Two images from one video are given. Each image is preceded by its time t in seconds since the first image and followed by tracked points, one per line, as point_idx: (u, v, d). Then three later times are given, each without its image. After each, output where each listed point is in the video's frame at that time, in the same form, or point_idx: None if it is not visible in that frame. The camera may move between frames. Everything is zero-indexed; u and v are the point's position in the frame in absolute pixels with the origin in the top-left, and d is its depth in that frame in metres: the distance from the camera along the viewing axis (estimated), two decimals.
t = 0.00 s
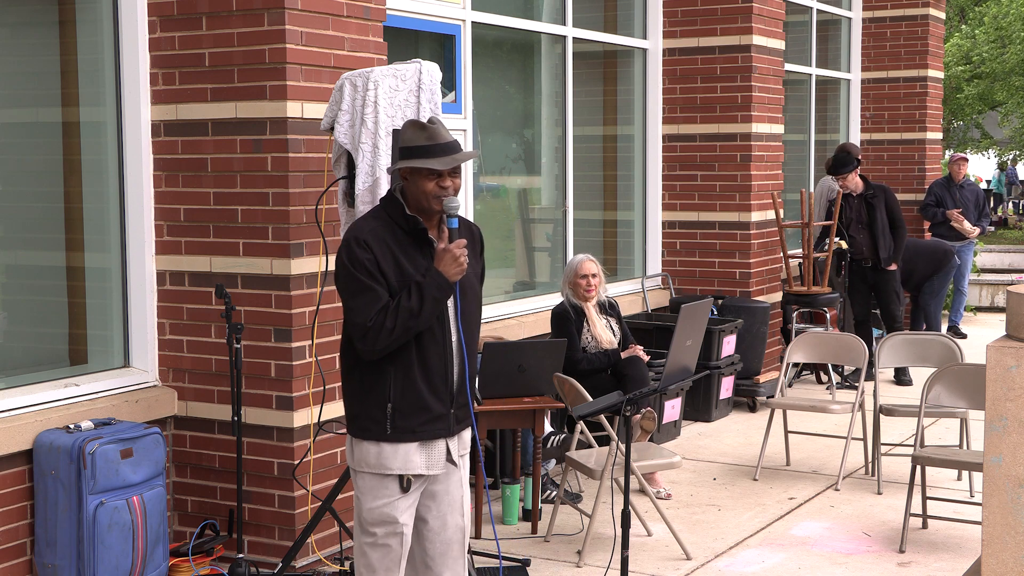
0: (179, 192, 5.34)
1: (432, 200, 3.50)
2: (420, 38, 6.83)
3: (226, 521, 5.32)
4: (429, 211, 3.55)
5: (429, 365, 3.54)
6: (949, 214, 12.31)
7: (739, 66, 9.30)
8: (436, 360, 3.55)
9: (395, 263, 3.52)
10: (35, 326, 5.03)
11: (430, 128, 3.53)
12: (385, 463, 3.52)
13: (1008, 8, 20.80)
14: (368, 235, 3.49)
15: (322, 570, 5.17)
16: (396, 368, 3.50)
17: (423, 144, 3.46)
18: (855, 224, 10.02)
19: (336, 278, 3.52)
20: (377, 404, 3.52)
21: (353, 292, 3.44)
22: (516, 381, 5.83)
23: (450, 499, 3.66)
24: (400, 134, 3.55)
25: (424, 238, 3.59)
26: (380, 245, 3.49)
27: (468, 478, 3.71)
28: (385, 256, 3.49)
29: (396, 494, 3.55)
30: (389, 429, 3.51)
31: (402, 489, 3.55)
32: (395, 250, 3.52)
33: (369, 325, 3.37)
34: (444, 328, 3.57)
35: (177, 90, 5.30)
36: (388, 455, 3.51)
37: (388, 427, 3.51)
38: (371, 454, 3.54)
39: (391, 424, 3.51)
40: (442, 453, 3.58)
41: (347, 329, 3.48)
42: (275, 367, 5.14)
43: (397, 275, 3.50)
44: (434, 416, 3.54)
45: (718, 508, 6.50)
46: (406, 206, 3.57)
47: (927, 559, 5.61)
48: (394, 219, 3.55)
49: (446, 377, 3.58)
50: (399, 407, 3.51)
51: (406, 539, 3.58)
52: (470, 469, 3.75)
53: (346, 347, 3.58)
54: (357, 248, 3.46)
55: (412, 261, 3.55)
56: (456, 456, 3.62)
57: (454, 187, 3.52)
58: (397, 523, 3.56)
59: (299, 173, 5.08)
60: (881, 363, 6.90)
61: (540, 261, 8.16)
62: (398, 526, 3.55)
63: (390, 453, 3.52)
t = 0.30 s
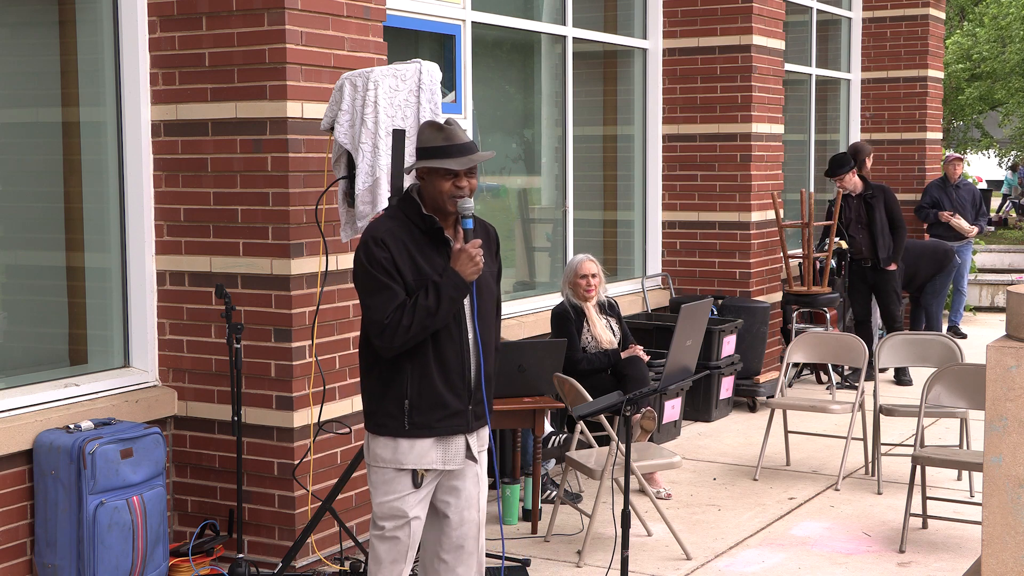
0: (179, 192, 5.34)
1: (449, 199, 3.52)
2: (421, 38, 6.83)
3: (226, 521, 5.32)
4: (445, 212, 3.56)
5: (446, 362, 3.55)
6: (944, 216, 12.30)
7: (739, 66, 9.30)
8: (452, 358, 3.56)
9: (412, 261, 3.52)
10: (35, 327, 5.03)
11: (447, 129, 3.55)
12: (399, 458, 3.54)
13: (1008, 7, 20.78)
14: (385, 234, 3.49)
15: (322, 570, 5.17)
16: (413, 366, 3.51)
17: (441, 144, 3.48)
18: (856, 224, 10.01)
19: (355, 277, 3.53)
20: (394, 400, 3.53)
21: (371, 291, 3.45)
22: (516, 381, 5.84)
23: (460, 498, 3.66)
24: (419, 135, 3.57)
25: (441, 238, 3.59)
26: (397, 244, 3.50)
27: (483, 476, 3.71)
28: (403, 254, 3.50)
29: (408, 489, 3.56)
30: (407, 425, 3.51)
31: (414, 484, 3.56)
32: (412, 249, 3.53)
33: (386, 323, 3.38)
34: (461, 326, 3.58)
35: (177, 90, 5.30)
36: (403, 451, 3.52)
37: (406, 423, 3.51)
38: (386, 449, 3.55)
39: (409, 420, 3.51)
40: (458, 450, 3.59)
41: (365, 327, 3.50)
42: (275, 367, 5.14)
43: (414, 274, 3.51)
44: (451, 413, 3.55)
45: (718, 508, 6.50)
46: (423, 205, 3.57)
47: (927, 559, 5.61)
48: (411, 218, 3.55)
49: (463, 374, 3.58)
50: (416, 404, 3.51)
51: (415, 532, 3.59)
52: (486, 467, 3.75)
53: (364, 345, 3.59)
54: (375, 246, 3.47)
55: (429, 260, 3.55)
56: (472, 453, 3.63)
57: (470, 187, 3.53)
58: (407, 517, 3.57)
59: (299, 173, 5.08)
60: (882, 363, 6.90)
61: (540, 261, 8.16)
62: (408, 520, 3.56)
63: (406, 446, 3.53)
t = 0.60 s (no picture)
0: (179, 192, 5.34)
1: (452, 194, 3.53)
2: (420, 38, 6.83)
3: (226, 521, 5.32)
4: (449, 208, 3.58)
5: (451, 354, 3.56)
6: (935, 216, 12.28)
7: (739, 66, 9.30)
8: (456, 351, 3.57)
9: (418, 254, 3.54)
10: (35, 327, 5.03)
11: (448, 125, 3.56)
12: (403, 454, 3.54)
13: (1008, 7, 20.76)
14: (392, 225, 3.51)
15: (322, 570, 5.17)
16: (418, 357, 3.52)
17: (443, 140, 3.48)
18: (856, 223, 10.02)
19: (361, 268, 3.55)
20: (399, 394, 3.53)
21: (378, 280, 3.46)
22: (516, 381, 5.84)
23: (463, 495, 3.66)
24: (420, 132, 3.58)
25: (447, 233, 3.61)
26: (404, 235, 3.52)
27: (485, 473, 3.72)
28: (409, 246, 3.52)
29: (412, 486, 3.56)
30: (411, 418, 3.51)
31: (418, 482, 3.57)
32: (418, 241, 3.54)
33: (393, 310, 3.38)
34: (465, 319, 3.59)
35: (177, 90, 5.30)
36: (408, 446, 3.52)
37: (411, 415, 3.51)
38: (390, 445, 3.56)
39: (414, 412, 3.52)
40: (460, 445, 3.59)
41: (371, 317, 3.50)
42: (275, 367, 5.14)
43: (420, 265, 3.52)
44: (454, 406, 3.55)
45: (718, 508, 6.50)
46: (427, 199, 3.59)
47: (927, 559, 5.61)
48: (416, 212, 3.58)
49: (466, 368, 3.59)
50: (421, 396, 3.52)
51: (419, 530, 3.59)
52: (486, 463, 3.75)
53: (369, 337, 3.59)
54: (381, 237, 3.49)
55: (434, 253, 3.57)
56: (474, 449, 3.64)
57: (472, 182, 3.54)
58: (411, 514, 3.57)
59: (299, 173, 5.08)
60: (882, 363, 6.90)
61: (540, 261, 8.16)
62: (412, 517, 3.57)
63: (409, 442, 3.53)
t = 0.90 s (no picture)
0: (179, 192, 5.34)
1: (444, 199, 3.53)
2: (420, 38, 6.83)
3: (226, 521, 5.32)
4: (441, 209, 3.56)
5: (444, 356, 3.56)
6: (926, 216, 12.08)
7: (739, 66, 9.30)
8: (450, 353, 3.57)
9: (410, 254, 3.52)
10: (35, 327, 5.03)
11: (447, 127, 3.53)
12: (399, 459, 3.53)
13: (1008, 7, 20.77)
14: (383, 226, 3.49)
15: (322, 570, 5.17)
16: (411, 360, 3.51)
17: (438, 144, 3.46)
18: (856, 220, 10.04)
19: (352, 269, 3.53)
20: (393, 398, 3.53)
21: (369, 282, 3.45)
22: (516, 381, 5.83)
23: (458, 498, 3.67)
24: (418, 131, 3.55)
25: (439, 232, 3.60)
26: (396, 236, 3.50)
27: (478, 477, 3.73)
28: (401, 247, 3.50)
29: (411, 491, 3.56)
30: (405, 422, 3.51)
31: (417, 487, 3.56)
32: (411, 242, 3.53)
33: (384, 313, 3.37)
34: (458, 321, 3.59)
35: (177, 90, 5.30)
36: (405, 449, 3.52)
37: (405, 419, 3.52)
38: (386, 449, 3.55)
39: (407, 416, 3.51)
40: (455, 448, 3.60)
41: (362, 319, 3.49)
42: (275, 367, 5.14)
43: (412, 267, 3.50)
44: (448, 408, 3.56)
45: (718, 508, 6.50)
46: (420, 198, 3.58)
47: (927, 559, 5.61)
48: (408, 211, 3.56)
49: (459, 370, 3.59)
50: (415, 399, 3.52)
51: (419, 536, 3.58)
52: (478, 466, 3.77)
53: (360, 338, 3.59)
54: (373, 238, 3.47)
55: (426, 254, 3.55)
56: (467, 451, 3.65)
57: (465, 187, 3.53)
58: (411, 520, 3.55)
59: (299, 173, 5.08)
60: (882, 363, 6.90)
61: (540, 261, 8.16)
62: (412, 524, 3.55)
63: (405, 446, 3.53)
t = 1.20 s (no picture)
0: (179, 192, 5.34)
1: (432, 210, 3.54)
2: (420, 38, 6.83)
3: (226, 521, 5.32)
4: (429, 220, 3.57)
5: (425, 370, 3.55)
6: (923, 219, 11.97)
7: (739, 66, 9.30)
8: (431, 366, 3.57)
9: (394, 265, 3.51)
10: (35, 327, 5.03)
11: (440, 137, 3.53)
12: (386, 467, 3.50)
13: (1007, 7, 20.78)
14: (368, 236, 3.47)
15: (322, 570, 5.17)
16: (392, 374, 3.49)
17: (431, 154, 3.47)
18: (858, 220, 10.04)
19: (333, 278, 3.50)
20: (372, 411, 3.50)
21: (351, 293, 3.43)
22: (515, 381, 5.83)
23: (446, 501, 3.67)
24: (410, 138, 3.56)
25: (424, 241, 3.59)
26: (380, 246, 3.48)
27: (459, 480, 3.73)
28: (385, 257, 3.48)
29: (400, 499, 3.53)
30: (383, 436, 3.49)
31: (405, 494, 3.54)
32: (394, 252, 3.51)
33: (365, 326, 3.36)
34: (440, 335, 3.59)
35: (177, 90, 5.30)
36: (386, 460, 3.49)
37: (383, 433, 3.49)
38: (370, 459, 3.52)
39: (387, 430, 3.50)
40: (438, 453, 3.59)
41: (342, 331, 3.47)
42: (275, 367, 5.14)
43: (396, 279, 3.49)
44: (428, 421, 3.54)
45: (718, 508, 6.50)
46: (407, 207, 3.57)
47: (927, 559, 5.61)
48: (394, 220, 3.54)
49: (440, 384, 3.59)
50: (394, 414, 3.50)
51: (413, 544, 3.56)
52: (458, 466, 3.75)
53: (340, 349, 3.57)
54: (357, 248, 3.45)
55: (411, 265, 3.54)
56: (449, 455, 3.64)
57: (454, 201, 3.54)
58: (403, 529, 3.53)
59: (299, 173, 5.08)
60: (882, 364, 6.90)
61: (540, 261, 8.16)
62: (405, 532, 3.54)
63: (388, 456, 3.50)
